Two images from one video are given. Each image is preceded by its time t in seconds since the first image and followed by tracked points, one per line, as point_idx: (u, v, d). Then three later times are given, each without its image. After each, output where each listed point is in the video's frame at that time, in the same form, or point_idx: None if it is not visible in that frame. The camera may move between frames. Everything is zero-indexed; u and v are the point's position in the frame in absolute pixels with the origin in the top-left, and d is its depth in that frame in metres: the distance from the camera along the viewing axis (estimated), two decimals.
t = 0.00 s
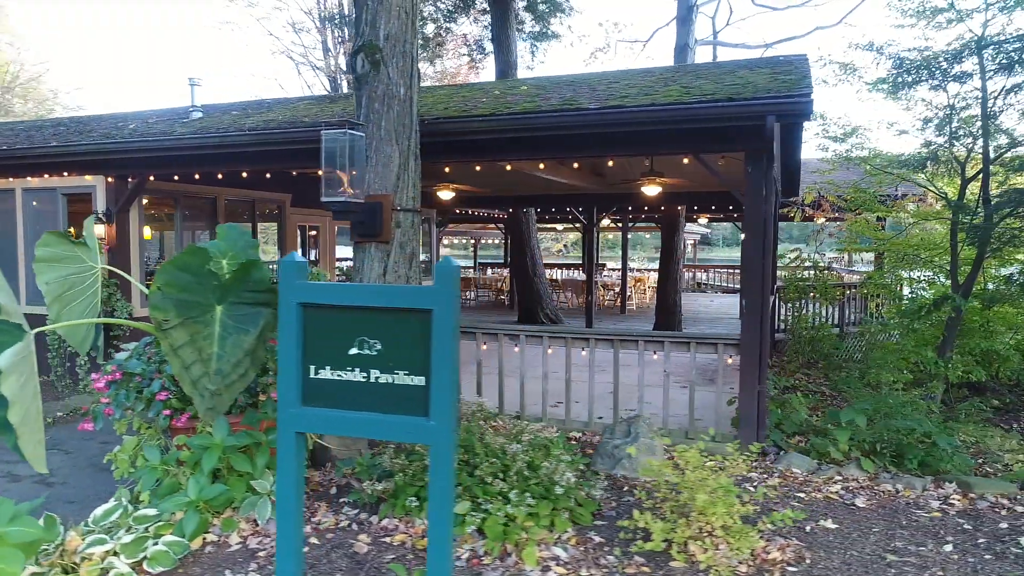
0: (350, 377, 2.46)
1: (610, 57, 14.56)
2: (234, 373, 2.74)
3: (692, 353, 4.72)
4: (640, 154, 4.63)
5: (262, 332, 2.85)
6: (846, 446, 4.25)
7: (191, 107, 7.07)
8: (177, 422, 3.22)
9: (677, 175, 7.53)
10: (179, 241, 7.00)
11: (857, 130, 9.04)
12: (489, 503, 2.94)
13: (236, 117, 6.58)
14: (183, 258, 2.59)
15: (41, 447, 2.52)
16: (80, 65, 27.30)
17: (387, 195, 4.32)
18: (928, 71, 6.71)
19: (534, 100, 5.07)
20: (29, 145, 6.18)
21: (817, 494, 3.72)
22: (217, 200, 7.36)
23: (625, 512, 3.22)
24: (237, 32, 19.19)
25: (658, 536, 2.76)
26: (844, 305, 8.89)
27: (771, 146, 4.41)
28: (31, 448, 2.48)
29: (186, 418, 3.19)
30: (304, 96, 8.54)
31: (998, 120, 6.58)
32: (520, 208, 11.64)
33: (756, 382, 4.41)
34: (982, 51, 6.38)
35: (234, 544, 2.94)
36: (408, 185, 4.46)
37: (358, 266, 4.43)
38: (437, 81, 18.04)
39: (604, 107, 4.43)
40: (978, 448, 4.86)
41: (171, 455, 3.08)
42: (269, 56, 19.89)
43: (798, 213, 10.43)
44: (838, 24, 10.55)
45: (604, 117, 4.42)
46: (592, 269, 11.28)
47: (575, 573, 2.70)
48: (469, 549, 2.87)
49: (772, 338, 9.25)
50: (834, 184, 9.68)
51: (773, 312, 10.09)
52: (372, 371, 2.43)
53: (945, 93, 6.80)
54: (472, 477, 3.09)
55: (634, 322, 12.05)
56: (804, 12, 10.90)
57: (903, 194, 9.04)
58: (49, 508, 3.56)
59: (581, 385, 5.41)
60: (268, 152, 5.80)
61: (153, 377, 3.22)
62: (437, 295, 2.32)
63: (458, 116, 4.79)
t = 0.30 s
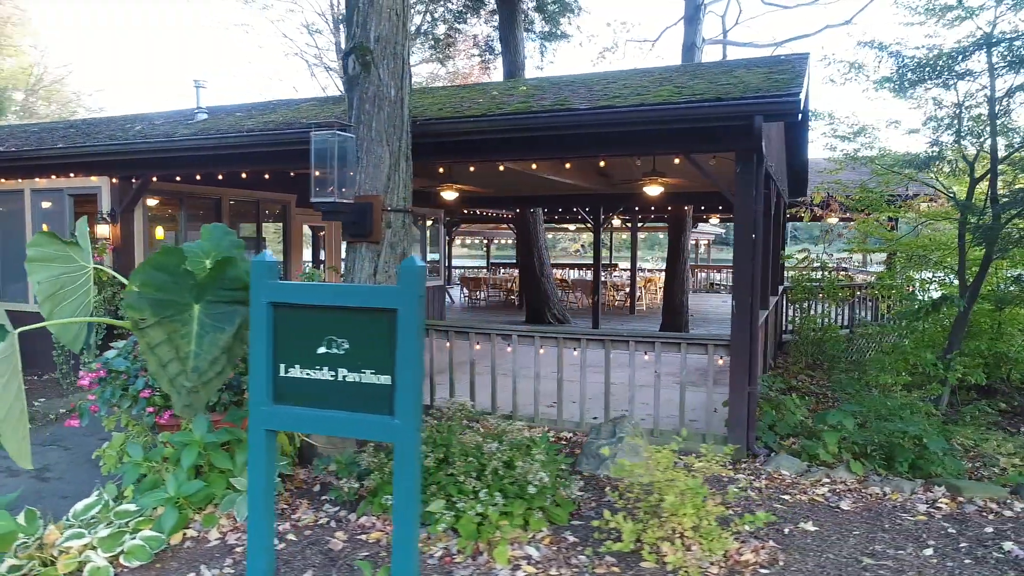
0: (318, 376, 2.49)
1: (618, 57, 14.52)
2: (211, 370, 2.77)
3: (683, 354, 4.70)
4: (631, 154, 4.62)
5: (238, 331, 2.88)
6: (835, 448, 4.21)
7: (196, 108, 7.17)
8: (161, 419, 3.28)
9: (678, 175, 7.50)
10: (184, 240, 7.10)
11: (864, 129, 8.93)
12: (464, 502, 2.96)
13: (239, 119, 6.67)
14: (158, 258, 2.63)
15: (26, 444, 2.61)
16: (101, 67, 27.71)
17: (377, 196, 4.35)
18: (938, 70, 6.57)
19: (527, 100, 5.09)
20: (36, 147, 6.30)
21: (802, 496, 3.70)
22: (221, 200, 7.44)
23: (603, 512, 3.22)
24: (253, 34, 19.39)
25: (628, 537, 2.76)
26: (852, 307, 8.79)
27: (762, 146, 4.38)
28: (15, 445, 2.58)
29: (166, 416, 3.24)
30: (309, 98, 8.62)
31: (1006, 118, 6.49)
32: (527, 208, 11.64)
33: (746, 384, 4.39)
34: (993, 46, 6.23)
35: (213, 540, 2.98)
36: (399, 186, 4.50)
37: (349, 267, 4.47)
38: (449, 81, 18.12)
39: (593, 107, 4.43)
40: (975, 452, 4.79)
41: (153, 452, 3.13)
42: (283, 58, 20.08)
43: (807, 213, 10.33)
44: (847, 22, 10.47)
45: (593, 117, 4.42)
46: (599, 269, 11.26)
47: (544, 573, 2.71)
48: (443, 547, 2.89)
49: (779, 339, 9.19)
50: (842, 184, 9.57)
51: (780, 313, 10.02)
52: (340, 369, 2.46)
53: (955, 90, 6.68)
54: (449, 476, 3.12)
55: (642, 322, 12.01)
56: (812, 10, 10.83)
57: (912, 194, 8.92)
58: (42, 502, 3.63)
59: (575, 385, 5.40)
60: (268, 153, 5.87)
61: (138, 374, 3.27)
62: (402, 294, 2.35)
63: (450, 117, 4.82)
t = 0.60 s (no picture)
0: (285, 375, 2.51)
1: (626, 56, 14.47)
2: (182, 371, 2.81)
3: (672, 355, 4.67)
4: (621, 154, 4.60)
5: (213, 332, 2.91)
6: (822, 451, 4.15)
7: (200, 111, 7.27)
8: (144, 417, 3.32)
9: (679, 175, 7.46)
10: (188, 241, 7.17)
11: (871, 129, 8.78)
12: (436, 501, 2.96)
13: (241, 120, 6.75)
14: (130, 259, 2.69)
15: (10, 441, 2.74)
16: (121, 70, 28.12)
17: (366, 197, 4.38)
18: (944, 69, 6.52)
19: (519, 101, 5.09)
20: (42, 149, 6.43)
21: (785, 499, 3.66)
22: (225, 201, 7.52)
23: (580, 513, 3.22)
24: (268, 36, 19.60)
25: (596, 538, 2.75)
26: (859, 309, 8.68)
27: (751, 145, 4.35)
28: None
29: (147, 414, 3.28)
30: (313, 99, 8.69)
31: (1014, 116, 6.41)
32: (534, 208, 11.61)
33: (735, 385, 4.36)
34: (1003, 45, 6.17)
35: (190, 536, 3.01)
36: (388, 187, 4.52)
37: (339, 267, 4.51)
38: (461, 82, 18.18)
39: (581, 108, 4.42)
40: (971, 457, 4.72)
41: (134, 449, 3.18)
42: (298, 60, 20.28)
43: (816, 214, 10.22)
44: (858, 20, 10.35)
45: (580, 117, 4.41)
46: (606, 269, 11.22)
47: (512, 573, 2.72)
48: (414, 546, 2.90)
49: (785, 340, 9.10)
50: (850, 184, 9.47)
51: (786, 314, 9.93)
52: (306, 369, 2.48)
53: (964, 88, 6.59)
54: (424, 476, 3.13)
55: (650, 323, 11.95)
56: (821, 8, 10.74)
57: (921, 194, 8.79)
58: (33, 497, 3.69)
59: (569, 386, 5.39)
60: (267, 154, 5.92)
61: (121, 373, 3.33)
62: (364, 293, 2.36)
63: (440, 118, 4.84)
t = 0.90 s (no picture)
0: (260, 374, 2.55)
1: (643, 55, 14.37)
2: (163, 370, 2.89)
3: (669, 356, 4.64)
4: (619, 153, 4.57)
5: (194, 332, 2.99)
6: (818, 455, 4.09)
7: (213, 113, 7.38)
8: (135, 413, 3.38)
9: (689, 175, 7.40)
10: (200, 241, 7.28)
11: (888, 126, 8.62)
12: (415, 499, 2.98)
13: (251, 122, 6.84)
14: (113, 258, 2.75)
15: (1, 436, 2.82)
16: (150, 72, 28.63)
17: (362, 197, 4.43)
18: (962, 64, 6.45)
19: (518, 101, 5.09)
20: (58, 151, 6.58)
21: (776, 503, 3.61)
22: (237, 201, 7.62)
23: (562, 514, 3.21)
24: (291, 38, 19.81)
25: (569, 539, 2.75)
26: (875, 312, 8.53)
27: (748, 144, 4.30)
28: None
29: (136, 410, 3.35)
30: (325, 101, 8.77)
31: None
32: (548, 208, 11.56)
33: (731, 387, 4.32)
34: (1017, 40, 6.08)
35: (176, 531, 3.06)
36: (385, 187, 4.56)
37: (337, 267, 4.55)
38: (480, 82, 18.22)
39: (577, 108, 4.41)
40: (976, 463, 4.62)
41: (125, 445, 3.24)
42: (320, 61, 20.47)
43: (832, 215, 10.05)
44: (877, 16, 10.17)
45: (575, 117, 4.40)
46: (620, 270, 11.16)
47: (487, 573, 2.72)
48: (392, 545, 2.92)
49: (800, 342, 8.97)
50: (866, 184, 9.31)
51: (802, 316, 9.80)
52: (280, 368, 2.51)
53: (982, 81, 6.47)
54: (405, 475, 3.15)
55: (665, 324, 11.86)
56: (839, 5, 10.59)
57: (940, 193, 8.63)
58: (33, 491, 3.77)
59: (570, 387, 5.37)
60: (273, 155, 6.00)
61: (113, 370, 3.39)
62: (334, 294, 2.38)
63: (438, 118, 4.85)
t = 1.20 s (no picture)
0: (232, 373, 2.57)
1: (655, 54, 14.32)
2: (142, 367, 2.95)
3: (662, 358, 4.61)
4: (613, 153, 4.53)
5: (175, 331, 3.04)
6: (811, 459, 4.02)
7: (221, 115, 7.47)
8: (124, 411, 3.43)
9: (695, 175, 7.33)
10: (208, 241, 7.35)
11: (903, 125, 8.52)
12: (392, 499, 2.98)
13: (258, 124, 6.90)
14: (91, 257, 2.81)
15: None
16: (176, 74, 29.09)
17: (355, 198, 4.47)
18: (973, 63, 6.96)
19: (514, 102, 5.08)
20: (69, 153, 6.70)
21: (764, 508, 3.56)
22: (244, 202, 7.69)
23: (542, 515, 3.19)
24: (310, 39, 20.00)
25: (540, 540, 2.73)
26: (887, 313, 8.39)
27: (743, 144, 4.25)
28: None
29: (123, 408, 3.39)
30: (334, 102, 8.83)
31: None
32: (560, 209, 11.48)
33: (724, 389, 4.27)
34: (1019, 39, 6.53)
35: (158, 528, 3.10)
36: (379, 188, 4.58)
37: (332, 267, 4.58)
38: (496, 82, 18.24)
39: (569, 108, 4.38)
40: (979, 469, 4.52)
41: (112, 442, 3.28)
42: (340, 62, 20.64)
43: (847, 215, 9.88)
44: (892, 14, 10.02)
45: (567, 117, 4.37)
46: (631, 271, 11.09)
47: (459, 574, 2.72)
48: (368, 545, 2.92)
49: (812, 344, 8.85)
50: (880, 184, 9.15)
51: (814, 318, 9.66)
52: (251, 367, 2.53)
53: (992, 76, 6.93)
54: (383, 475, 3.15)
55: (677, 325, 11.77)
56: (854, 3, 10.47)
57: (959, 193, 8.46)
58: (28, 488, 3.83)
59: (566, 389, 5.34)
60: (276, 156, 6.04)
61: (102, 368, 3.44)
62: (301, 294, 2.40)
63: (432, 119, 4.85)
